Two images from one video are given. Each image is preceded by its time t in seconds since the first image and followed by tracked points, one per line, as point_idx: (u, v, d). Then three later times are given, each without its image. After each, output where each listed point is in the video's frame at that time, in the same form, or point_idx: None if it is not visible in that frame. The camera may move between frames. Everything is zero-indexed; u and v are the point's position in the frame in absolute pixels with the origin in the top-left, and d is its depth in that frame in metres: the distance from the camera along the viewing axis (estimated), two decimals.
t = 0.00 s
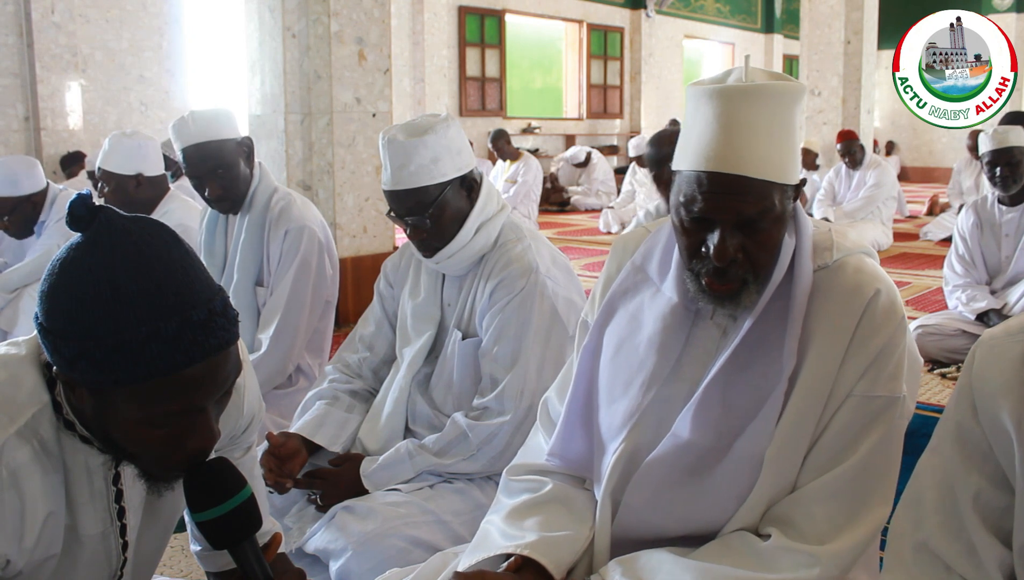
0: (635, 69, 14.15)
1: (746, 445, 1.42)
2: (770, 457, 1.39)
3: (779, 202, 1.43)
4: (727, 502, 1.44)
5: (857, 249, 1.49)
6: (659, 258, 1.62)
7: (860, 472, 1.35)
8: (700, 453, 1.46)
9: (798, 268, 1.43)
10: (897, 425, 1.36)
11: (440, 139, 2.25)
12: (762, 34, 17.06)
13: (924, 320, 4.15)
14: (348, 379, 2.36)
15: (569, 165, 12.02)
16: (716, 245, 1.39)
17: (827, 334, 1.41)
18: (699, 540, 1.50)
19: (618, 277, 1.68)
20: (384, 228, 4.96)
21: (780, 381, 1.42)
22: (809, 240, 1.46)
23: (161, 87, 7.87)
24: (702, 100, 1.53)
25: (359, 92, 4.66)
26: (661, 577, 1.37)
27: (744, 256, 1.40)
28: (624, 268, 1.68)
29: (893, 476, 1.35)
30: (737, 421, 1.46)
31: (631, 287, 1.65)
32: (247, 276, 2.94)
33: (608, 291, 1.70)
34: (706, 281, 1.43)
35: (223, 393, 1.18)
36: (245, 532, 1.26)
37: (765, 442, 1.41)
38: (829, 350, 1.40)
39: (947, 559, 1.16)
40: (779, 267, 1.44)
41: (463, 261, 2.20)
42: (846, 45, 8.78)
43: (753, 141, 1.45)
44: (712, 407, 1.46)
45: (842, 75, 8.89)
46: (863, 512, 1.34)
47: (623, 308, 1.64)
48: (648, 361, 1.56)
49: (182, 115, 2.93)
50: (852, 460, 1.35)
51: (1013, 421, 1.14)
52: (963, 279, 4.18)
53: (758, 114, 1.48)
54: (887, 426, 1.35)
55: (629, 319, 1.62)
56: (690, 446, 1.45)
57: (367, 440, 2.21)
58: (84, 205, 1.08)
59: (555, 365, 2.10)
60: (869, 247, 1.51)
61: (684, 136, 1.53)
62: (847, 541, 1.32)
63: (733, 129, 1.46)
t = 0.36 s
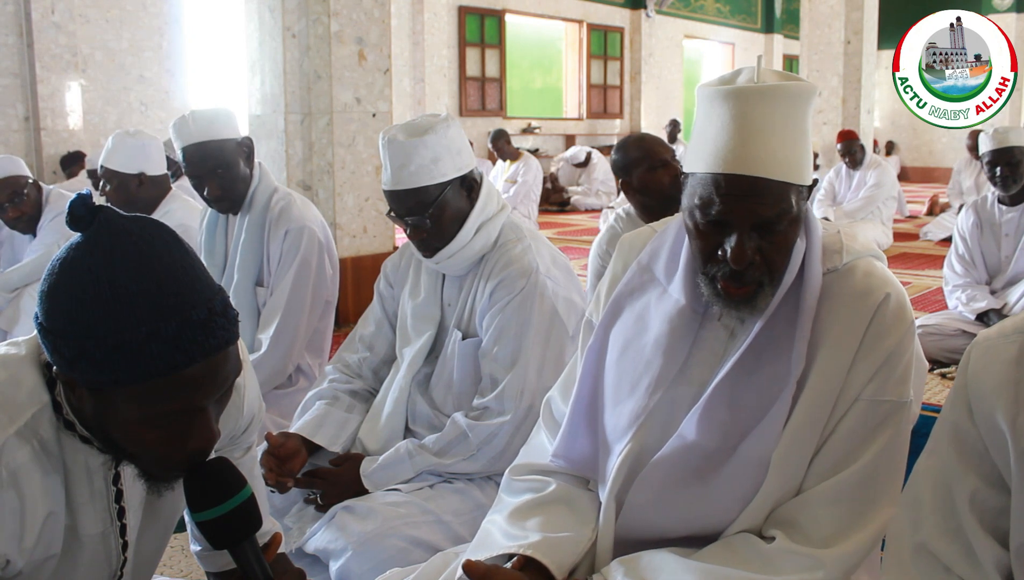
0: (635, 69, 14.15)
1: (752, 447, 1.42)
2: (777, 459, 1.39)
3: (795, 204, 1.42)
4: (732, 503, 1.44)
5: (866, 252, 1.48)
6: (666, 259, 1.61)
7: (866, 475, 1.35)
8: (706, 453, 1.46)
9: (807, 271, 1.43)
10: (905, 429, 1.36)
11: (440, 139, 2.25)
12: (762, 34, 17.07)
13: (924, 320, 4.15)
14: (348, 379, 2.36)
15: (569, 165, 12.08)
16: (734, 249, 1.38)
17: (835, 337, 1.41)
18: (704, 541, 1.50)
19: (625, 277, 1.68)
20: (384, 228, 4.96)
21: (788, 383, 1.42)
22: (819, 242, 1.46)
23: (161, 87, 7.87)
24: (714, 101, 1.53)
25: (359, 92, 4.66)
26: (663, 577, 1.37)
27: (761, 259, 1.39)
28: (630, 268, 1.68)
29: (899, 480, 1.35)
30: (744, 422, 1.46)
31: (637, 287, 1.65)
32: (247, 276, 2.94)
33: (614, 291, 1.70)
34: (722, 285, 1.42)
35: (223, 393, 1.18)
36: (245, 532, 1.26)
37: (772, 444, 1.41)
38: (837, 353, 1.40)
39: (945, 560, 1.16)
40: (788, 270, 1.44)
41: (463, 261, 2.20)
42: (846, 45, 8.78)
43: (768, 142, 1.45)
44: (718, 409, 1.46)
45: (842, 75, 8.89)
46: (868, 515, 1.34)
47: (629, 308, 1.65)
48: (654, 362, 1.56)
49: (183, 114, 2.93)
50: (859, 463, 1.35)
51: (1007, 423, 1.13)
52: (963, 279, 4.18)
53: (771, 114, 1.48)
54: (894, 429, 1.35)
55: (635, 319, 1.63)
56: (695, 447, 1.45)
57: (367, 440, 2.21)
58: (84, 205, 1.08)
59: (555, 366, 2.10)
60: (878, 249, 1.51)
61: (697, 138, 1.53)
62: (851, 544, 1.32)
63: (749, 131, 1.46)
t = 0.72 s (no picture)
0: (635, 69, 14.15)
1: (752, 448, 1.42)
2: (777, 460, 1.39)
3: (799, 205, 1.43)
4: (733, 504, 1.44)
5: (867, 252, 1.48)
6: (666, 260, 1.61)
7: (866, 476, 1.35)
8: (706, 454, 1.46)
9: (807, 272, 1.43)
10: (905, 430, 1.36)
11: (440, 139, 2.25)
12: (762, 34, 17.07)
13: (924, 320, 4.15)
14: (348, 379, 2.36)
15: (569, 165, 12.08)
16: (741, 252, 1.38)
17: (836, 338, 1.41)
18: (704, 542, 1.50)
19: (624, 278, 1.68)
20: (384, 228, 4.96)
21: (789, 384, 1.42)
22: (820, 245, 1.46)
23: (161, 87, 7.87)
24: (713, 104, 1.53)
25: (359, 92, 4.66)
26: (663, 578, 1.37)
27: (767, 261, 1.39)
28: (630, 269, 1.68)
29: (900, 481, 1.35)
30: (744, 423, 1.46)
31: (637, 288, 1.65)
32: (247, 276, 2.94)
33: (614, 292, 1.70)
34: (729, 288, 1.42)
35: (223, 392, 1.18)
36: (245, 533, 1.26)
37: (773, 445, 1.41)
38: (837, 355, 1.40)
39: (945, 560, 1.17)
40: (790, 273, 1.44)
41: (463, 261, 2.20)
42: (846, 45, 8.78)
43: (770, 142, 1.45)
44: (719, 410, 1.46)
45: (842, 75, 8.89)
46: (868, 515, 1.34)
47: (629, 309, 1.65)
48: (654, 363, 1.56)
49: (184, 113, 2.94)
50: (860, 464, 1.35)
51: (1006, 423, 1.13)
52: (963, 279, 4.18)
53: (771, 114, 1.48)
54: (895, 430, 1.35)
55: (634, 319, 1.63)
56: (696, 447, 1.45)
57: (367, 441, 2.21)
58: (84, 205, 1.08)
59: (555, 366, 2.10)
60: (878, 250, 1.51)
61: (697, 141, 1.53)
62: (851, 545, 1.32)
63: (752, 132, 1.46)
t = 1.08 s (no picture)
0: (635, 69, 14.15)
1: (751, 448, 1.42)
2: (775, 460, 1.39)
3: (796, 203, 1.43)
4: (732, 504, 1.44)
5: (865, 252, 1.49)
6: (663, 260, 1.61)
7: (865, 476, 1.35)
8: (704, 454, 1.46)
9: (804, 272, 1.43)
10: (903, 429, 1.36)
11: (439, 139, 2.25)
12: (762, 34, 17.08)
13: (924, 320, 4.15)
14: (348, 379, 2.36)
15: (569, 165, 12.07)
16: (738, 251, 1.38)
17: (833, 338, 1.41)
18: (703, 542, 1.50)
19: (622, 278, 1.68)
20: (384, 228, 4.96)
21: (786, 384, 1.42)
22: (816, 245, 1.46)
23: (161, 87, 7.87)
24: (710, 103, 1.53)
25: (359, 92, 4.66)
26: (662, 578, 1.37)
27: (765, 259, 1.39)
28: (628, 269, 1.68)
29: (897, 480, 1.35)
30: (742, 423, 1.46)
31: (635, 288, 1.65)
32: (247, 277, 2.94)
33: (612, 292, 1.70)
34: (727, 288, 1.42)
35: (223, 392, 1.18)
36: (244, 533, 1.26)
37: (771, 445, 1.41)
38: (835, 355, 1.40)
39: (944, 559, 1.17)
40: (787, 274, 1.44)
41: (463, 261, 2.20)
42: (846, 45, 8.78)
43: (766, 140, 1.45)
44: (717, 410, 1.46)
45: (842, 75, 8.89)
46: (867, 515, 1.34)
47: (627, 308, 1.65)
48: (652, 363, 1.56)
49: (184, 113, 2.94)
50: (857, 463, 1.35)
51: (1006, 422, 1.13)
52: (963, 279, 4.18)
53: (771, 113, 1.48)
54: (892, 430, 1.35)
55: (632, 319, 1.63)
56: (694, 447, 1.45)
57: (366, 440, 2.21)
58: (84, 205, 1.08)
59: (554, 366, 2.11)
60: (876, 250, 1.51)
61: (694, 141, 1.53)
62: (850, 545, 1.32)
63: (749, 131, 1.46)
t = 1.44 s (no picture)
0: (635, 69, 14.16)
1: (747, 446, 1.42)
2: (772, 457, 1.39)
3: (772, 181, 1.45)
4: (729, 502, 1.44)
5: (860, 250, 1.49)
6: (662, 253, 1.63)
7: (863, 473, 1.35)
8: (701, 452, 1.46)
9: (800, 268, 1.44)
10: (900, 426, 1.36)
11: (439, 139, 2.24)
12: (762, 34, 17.08)
13: (924, 320, 4.15)
14: (348, 379, 2.36)
15: (569, 165, 12.07)
16: (706, 219, 1.42)
17: (829, 335, 1.41)
18: (701, 541, 1.50)
19: (622, 273, 1.69)
20: (384, 228, 4.97)
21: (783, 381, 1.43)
22: (810, 239, 1.47)
23: (161, 87, 7.86)
24: (711, 83, 1.56)
25: (359, 92, 4.66)
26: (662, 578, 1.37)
27: (734, 232, 1.42)
28: (627, 264, 1.69)
29: (895, 478, 1.35)
30: (739, 420, 1.46)
31: (635, 283, 1.66)
32: (247, 277, 2.94)
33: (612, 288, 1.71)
34: (698, 259, 1.46)
35: (223, 392, 1.18)
36: (245, 531, 1.26)
37: (768, 442, 1.41)
38: (832, 352, 1.40)
39: (944, 560, 1.16)
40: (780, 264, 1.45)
41: (463, 260, 2.20)
42: (846, 45, 8.78)
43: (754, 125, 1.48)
44: (714, 408, 1.46)
45: (842, 75, 8.88)
46: (865, 512, 1.34)
47: (627, 302, 1.66)
48: (651, 358, 1.57)
49: (184, 113, 2.94)
50: (856, 461, 1.35)
51: (1004, 425, 1.13)
52: (963, 279, 4.18)
53: (767, 94, 1.53)
54: (890, 427, 1.36)
55: (632, 312, 1.64)
56: (692, 445, 1.45)
57: (367, 441, 2.21)
58: (84, 205, 1.08)
59: (555, 366, 2.11)
60: (873, 247, 1.52)
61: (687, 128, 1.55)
62: (848, 543, 1.32)
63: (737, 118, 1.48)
